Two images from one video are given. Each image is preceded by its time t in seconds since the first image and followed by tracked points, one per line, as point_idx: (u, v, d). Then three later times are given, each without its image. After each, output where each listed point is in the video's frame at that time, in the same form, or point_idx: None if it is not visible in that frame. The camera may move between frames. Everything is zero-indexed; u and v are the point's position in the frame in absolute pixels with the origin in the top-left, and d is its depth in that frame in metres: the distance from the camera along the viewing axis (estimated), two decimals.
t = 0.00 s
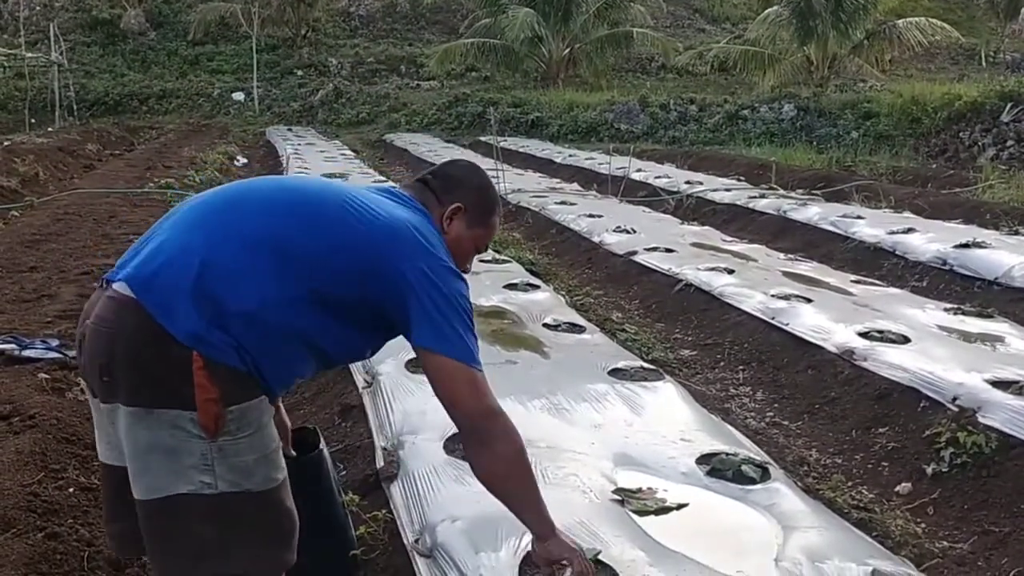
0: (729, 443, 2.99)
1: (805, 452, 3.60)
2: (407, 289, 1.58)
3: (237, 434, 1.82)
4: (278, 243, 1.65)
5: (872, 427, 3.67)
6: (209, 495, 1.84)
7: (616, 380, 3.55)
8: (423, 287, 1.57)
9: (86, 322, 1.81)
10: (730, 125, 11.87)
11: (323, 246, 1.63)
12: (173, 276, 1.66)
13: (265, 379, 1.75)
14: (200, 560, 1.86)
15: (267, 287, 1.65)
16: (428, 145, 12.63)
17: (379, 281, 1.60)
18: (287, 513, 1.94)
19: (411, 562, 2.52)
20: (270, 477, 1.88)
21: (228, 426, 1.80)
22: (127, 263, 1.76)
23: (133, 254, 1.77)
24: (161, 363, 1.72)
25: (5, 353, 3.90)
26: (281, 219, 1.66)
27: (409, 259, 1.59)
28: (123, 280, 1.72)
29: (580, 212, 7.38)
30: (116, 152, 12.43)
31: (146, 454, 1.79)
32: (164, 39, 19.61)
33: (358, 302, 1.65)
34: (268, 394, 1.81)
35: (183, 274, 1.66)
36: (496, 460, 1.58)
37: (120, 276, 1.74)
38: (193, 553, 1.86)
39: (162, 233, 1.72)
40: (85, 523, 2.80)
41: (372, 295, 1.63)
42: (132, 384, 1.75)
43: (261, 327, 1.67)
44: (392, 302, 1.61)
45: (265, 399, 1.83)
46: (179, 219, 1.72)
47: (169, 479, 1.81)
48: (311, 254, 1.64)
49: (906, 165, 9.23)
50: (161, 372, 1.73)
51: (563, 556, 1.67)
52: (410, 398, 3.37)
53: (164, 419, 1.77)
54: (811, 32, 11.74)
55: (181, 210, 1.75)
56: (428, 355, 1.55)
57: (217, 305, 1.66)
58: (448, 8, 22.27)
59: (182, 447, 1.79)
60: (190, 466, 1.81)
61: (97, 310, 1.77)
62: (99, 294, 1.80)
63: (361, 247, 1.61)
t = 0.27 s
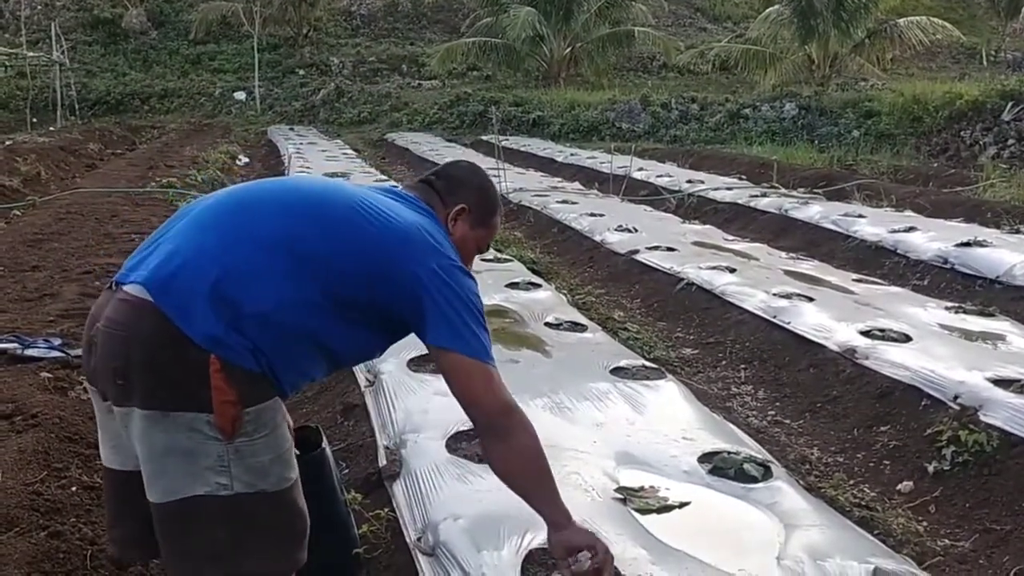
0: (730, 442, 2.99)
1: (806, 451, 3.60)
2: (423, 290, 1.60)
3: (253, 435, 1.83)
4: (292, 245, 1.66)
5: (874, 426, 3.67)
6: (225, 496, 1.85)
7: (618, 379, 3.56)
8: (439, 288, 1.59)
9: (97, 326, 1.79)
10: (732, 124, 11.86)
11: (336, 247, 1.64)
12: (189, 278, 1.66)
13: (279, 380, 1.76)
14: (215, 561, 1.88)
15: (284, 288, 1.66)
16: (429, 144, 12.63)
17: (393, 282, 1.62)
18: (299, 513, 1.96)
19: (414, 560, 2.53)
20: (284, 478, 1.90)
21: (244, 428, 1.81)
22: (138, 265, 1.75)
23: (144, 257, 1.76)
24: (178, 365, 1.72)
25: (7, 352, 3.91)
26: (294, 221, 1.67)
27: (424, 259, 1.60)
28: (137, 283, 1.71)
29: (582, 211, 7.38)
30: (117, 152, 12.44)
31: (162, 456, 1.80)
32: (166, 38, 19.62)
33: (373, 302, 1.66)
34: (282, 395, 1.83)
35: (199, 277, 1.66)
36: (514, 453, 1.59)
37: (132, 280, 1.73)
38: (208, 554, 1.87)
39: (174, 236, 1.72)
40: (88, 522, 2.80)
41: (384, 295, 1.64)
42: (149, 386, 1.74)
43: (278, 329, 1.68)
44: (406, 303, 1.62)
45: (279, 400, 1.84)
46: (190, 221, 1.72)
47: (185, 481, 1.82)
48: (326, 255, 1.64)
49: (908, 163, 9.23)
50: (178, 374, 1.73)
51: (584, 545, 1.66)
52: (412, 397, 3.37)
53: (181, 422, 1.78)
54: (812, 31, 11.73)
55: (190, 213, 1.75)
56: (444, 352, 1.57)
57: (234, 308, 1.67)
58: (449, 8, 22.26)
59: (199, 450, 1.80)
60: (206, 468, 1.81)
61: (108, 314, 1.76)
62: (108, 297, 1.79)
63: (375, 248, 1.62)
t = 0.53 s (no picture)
0: (730, 442, 2.99)
1: (806, 450, 3.60)
2: (425, 284, 1.60)
3: (256, 433, 1.83)
4: (292, 242, 1.66)
5: (873, 425, 3.67)
6: (227, 496, 1.85)
7: (618, 378, 3.55)
8: (438, 281, 1.60)
9: (98, 328, 1.78)
10: (731, 124, 11.87)
11: (336, 244, 1.64)
12: (191, 278, 1.66)
13: (281, 378, 1.76)
14: (218, 561, 1.87)
15: (285, 287, 1.66)
16: (429, 144, 12.63)
17: (393, 277, 1.62)
18: (299, 513, 1.96)
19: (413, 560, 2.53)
20: (285, 476, 1.90)
21: (247, 426, 1.81)
22: (139, 265, 1.75)
23: (144, 258, 1.76)
24: (180, 365, 1.71)
25: (6, 352, 3.91)
26: (293, 218, 1.67)
27: (424, 254, 1.61)
28: (138, 284, 1.70)
29: (581, 210, 7.38)
30: (117, 151, 12.43)
31: (165, 457, 1.79)
32: (165, 38, 19.62)
33: (373, 298, 1.67)
34: (284, 394, 1.82)
35: (202, 276, 1.65)
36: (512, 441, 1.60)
37: (134, 280, 1.72)
38: (211, 555, 1.87)
39: (175, 236, 1.72)
40: (88, 522, 2.80)
41: (381, 289, 1.65)
42: (153, 386, 1.74)
43: (280, 326, 1.68)
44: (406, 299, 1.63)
45: (281, 398, 1.84)
46: (189, 221, 1.71)
47: (187, 481, 1.81)
48: (326, 251, 1.65)
49: (908, 163, 9.23)
50: (181, 374, 1.72)
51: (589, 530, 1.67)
52: (411, 397, 3.37)
53: (185, 422, 1.77)
54: (812, 30, 11.73)
55: (189, 212, 1.75)
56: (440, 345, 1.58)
57: (236, 306, 1.66)
58: (448, 7, 22.26)
59: (201, 450, 1.79)
60: (209, 468, 1.81)
61: (110, 315, 1.75)
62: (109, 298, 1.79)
63: (375, 243, 1.62)
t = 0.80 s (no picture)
0: (731, 441, 2.99)
1: (806, 450, 3.61)
2: (416, 265, 1.63)
3: (262, 426, 1.83)
4: (291, 231, 1.67)
5: (874, 424, 3.68)
6: (232, 492, 1.84)
7: (618, 378, 3.56)
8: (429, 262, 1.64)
9: (103, 327, 1.77)
10: (731, 123, 11.87)
11: (335, 230, 1.67)
12: (197, 271, 1.66)
13: (288, 367, 1.77)
14: (226, 559, 1.87)
15: (286, 275, 1.67)
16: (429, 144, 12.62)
17: (388, 261, 1.65)
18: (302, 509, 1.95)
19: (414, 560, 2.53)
20: (290, 471, 1.89)
21: (253, 419, 1.81)
22: (139, 263, 1.74)
23: (143, 255, 1.76)
24: (190, 358, 1.71)
25: (7, 353, 3.91)
26: (289, 205, 1.68)
27: (415, 237, 1.65)
28: (144, 280, 1.70)
29: (581, 210, 7.38)
30: (117, 152, 12.43)
31: (172, 453, 1.79)
32: (165, 38, 19.62)
33: (369, 283, 1.69)
34: (289, 384, 1.83)
35: (207, 268, 1.66)
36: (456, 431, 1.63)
37: (137, 277, 1.72)
38: (218, 553, 1.86)
39: (174, 230, 1.72)
40: (89, 522, 2.80)
41: (375, 274, 1.67)
42: (163, 381, 1.73)
43: (285, 314, 1.69)
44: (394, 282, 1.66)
45: (285, 389, 1.84)
46: (186, 214, 1.72)
47: (194, 478, 1.81)
48: (325, 238, 1.67)
49: (908, 162, 9.22)
50: (192, 367, 1.72)
51: (516, 542, 1.70)
52: (411, 396, 3.37)
53: (192, 416, 1.77)
54: (812, 29, 11.72)
55: (183, 207, 1.75)
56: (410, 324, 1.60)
57: (241, 296, 1.67)
58: (448, 7, 22.25)
59: (208, 444, 1.79)
60: (216, 463, 1.81)
61: (114, 313, 1.75)
62: (111, 297, 1.78)
63: (371, 227, 1.65)
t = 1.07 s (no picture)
0: (733, 442, 2.99)
1: (808, 451, 3.60)
2: (396, 253, 1.75)
3: (271, 416, 1.81)
4: (288, 222, 1.71)
5: (875, 425, 3.67)
6: (246, 486, 1.82)
7: (619, 378, 3.56)
8: (409, 246, 1.76)
9: (108, 329, 1.74)
10: (732, 124, 11.86)
11: (331, 218, 1.73)
12: (200, 265, 1.66)
13: (291, 358, 1.79)
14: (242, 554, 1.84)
15: (284, 265, 1.71)
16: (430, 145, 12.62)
17: (370, 247, 1.75)
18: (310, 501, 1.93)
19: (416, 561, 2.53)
20: (300, 461, 1.88)
21: (263, 409, 1.79)
22: (138, 263, 1.72)
23: (140, 254, 1.74)
24: (202, 352, 1.70)
25: (9, 353, 3.91)
26: (282, 196, 1.72)
27: (395, 226, 1.76)
28: (148, 278, 1.68)
29: (583, 210, 7.38)
30: (118, 153, 12.43)
31: (183, 448, 1.76)
32: (166, 39, 19.63)
33: (355, 270, 1.77)
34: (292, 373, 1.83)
35: (210, 262, 1.66)
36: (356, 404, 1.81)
37: (139, 275, 1.70)
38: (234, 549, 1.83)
39: (171, 227, 1.72)
40: (90, 523, 2.81)
41: (355, 261, 1.75)
42: (174, 376, 1.71)
43: (290, 303, 1.72)
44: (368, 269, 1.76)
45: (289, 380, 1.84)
46: (181, 211, 1.72)
47: (206, 473, 1.78)
48: (317, 227, 1.72)
49: (909, 163, 9.22)
50: (204, 360, 1.71)
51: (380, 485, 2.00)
52: (413, 397, 3.37)
53: (204, 410, 1.75)
54: (813, 29, 11.72)
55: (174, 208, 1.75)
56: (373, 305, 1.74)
57: (244, 287, 1.69)
58: (449, 8, 22.26)
59: (219, 437, 1.77)
60: (228, 457, 1.78)
61: (117, 314, 1.72)
62: (111, 299, 1.75)
63: (357, 217, 1.74)
